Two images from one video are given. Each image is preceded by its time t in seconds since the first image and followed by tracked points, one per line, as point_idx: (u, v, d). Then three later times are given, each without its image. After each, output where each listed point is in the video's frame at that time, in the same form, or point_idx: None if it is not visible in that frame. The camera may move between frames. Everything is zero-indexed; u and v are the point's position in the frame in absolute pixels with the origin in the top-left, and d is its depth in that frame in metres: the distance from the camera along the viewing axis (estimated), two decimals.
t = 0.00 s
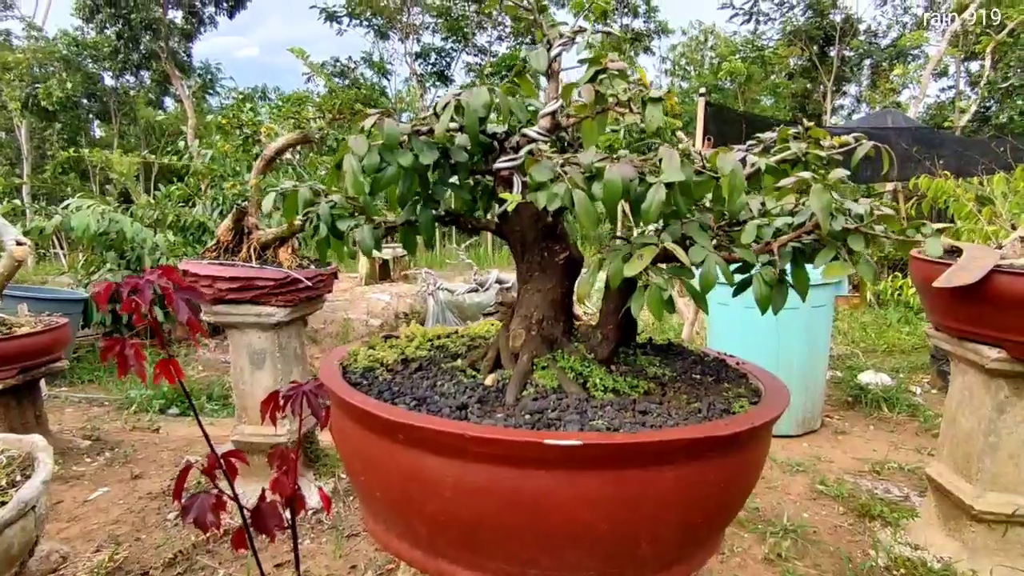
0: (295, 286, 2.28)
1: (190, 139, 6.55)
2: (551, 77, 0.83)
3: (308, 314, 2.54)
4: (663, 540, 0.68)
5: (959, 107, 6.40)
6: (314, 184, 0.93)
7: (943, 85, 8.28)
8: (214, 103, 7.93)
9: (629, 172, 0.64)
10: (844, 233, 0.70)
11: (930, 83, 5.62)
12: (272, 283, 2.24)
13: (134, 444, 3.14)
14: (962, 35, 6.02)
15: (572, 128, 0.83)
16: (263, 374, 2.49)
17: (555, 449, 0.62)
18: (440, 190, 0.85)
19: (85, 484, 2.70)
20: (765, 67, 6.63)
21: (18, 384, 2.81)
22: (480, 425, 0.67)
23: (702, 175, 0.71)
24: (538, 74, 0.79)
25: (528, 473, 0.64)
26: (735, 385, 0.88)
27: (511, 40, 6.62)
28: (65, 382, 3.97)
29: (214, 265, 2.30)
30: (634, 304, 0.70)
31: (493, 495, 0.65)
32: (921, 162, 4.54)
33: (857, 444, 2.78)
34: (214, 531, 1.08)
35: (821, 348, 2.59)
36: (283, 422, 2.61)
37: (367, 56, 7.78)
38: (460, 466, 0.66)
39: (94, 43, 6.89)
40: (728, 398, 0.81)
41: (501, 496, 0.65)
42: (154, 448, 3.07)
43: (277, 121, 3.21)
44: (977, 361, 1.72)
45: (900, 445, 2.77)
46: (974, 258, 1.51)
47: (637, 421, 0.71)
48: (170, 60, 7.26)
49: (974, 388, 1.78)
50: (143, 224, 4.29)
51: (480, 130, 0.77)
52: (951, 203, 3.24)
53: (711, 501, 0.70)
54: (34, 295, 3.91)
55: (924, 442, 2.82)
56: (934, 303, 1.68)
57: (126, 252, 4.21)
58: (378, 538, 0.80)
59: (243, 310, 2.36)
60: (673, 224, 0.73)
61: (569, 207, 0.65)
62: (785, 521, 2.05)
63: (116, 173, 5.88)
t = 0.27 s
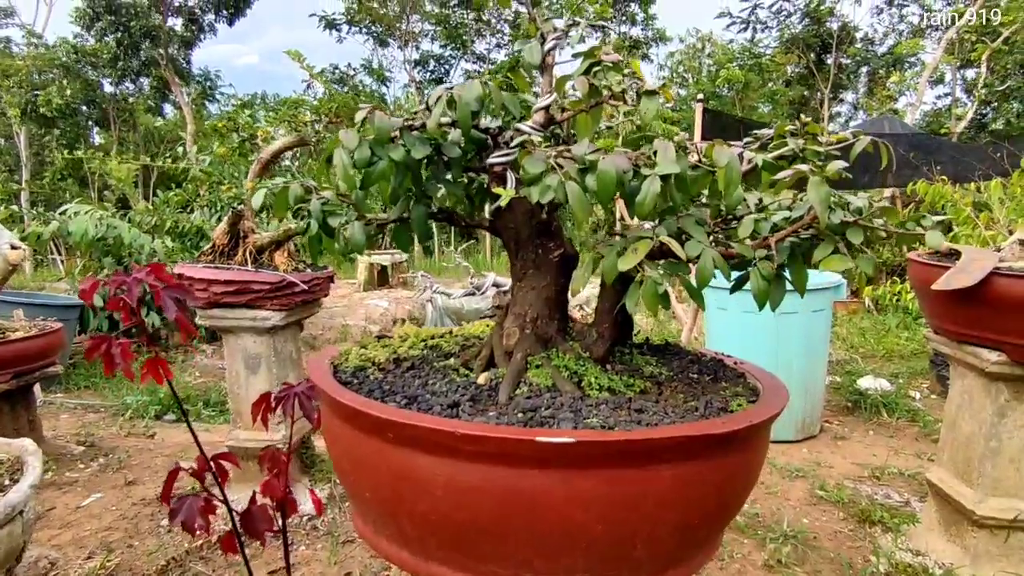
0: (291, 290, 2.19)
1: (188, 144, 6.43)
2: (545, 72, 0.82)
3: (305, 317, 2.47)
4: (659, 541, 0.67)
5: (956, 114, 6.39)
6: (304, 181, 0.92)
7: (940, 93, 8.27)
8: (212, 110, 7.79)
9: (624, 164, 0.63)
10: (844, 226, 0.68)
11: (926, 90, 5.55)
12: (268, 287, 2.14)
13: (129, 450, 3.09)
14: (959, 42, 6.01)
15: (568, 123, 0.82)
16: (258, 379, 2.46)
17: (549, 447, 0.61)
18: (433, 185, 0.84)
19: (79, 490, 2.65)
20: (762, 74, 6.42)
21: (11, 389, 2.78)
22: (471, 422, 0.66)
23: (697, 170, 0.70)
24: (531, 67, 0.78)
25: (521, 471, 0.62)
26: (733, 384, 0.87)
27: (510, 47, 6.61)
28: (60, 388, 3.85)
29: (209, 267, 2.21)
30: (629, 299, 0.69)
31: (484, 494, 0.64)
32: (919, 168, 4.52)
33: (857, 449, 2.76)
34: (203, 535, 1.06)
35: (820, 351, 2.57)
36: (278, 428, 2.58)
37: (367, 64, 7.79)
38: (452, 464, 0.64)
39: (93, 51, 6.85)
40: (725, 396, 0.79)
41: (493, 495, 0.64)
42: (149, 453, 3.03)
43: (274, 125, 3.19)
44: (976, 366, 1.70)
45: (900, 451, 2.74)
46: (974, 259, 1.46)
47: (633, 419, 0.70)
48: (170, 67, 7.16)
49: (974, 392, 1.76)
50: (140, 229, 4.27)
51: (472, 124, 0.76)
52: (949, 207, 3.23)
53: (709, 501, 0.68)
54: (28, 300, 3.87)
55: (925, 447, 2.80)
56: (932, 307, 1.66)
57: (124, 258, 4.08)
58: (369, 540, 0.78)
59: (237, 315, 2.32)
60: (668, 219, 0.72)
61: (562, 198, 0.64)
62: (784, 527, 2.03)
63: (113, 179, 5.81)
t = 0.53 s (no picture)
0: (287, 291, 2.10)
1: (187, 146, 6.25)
2: (538, 60, 0.80)
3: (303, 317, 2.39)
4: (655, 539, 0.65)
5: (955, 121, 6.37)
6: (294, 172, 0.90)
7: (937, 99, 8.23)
8: (213, 115, 7.55)
9: (618, 149, 0.61)
10: (844, 214, 0.67)
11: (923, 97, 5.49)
12: (263, 288, 2.05)
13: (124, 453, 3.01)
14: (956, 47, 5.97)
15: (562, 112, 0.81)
16: (253, 381, 2.40)
17: (540, 439, 0.59)
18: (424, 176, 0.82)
19: (71, 494, 2.59)
20: (758, 81, 5.84)
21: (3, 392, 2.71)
22: (461, 414, 0.64)
23: (694, 158, 0.69)
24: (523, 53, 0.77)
25: (511, 464, 0.60)
26: (731, 380, 0.85)
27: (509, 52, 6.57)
28: (55, 392, 3.72)
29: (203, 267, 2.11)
30: (624, 290, 0.68)
31: (474, 488, 0.62)
32: (917, 172, 4.49)
33: (857, 452, 2.74)
34: (191, 535, 1.04)
35: (819, 353, 2.55)
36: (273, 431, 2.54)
37: (365, 69, 7.77)
38: (440, 457, 0.63)
39: (93, 55, 6.58)
40: (723, 391, 0.78)
41: (482, 489, 0.62)
42: (144, 456, 2.97)
43: (271, 126, 3.16)
44: (976, 367, 1.67)
45: (899, 454, 2.72)
46: (973, 261, 1.44)
47: (628, 412, 0.68)
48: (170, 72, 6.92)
49: (975, 394, 1.74)
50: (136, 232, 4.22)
51: (464, 111, 0.74)
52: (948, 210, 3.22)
53: (706, 497, 0.66)
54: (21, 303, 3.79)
55: (925, 451, 2.78)
56: (932, 307, 1.64)
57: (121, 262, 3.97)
58: (358, 538, 0.76)
59: (233, 316, 2.23)
60: (664, 207, 0.71)
61: (555, 185, 0.63)
62: (785, 530, 2.00)
63: (110, 183, 5.71)
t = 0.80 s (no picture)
0: (282, 292, 2.08)
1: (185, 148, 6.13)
2: (529, 50, 0.78)
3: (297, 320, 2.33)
4: (648, 542, 0.62)
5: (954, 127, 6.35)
6: (282, 165, 0.89)
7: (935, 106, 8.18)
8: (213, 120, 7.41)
9: (610, 137, 0.59)
10: (843, 206, 0.65)
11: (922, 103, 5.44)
12: (258, 289, 2.04)
13: (118, 457, 2.90)
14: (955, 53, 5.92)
15: (554, 103, 0.79)
16: (248, 384, 2.31)
17: (529, 438, 0.56)
18: (413, 169, 0.80)
19: (62, 497, 2.50)
20: (758, 87, 5.40)
21: None
22: (448, 412, 0.62)
23: (689, 150, 0.68)
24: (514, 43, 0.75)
25: (499, 464, 0.58)
26: (729, 379, 0.83)
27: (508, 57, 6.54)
28: (50, 396, 3.64)
29: (199, 266, 2.07)
30: (617, 284, 0.66)
31: (460, 489, 0.60)
32: (916, 176, 4.46)
33: (855, 457, 2.72)
34: (176, 539, 1.02)
35: (817, 356, 2.53)
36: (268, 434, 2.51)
37: (365, 74, 7.74)
38: (426, 456, 0.60)
39: (93, 59, 6.38)
40: (720, 390, 0.76)
41: (469, 490, 0.59)
42: (138, 459, 2.87)
43: (267, 127, 3.13)
44: (976, 370, 1.65)
45: (899, 459, 2.70)
46: (972, 263, 1.43)
47: (621, 411, 0.65)
48: (169, 76, 6.77)
49: (975, 398, 1.71)
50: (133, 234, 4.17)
51: (452, 103, 0.72)
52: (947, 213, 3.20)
53: (702, 499, 0.64)
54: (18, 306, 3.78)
55: (925, 456, 2.75)
56: (932, 310, 1.61)
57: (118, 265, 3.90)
58: (342, 542, 0.74)
59: (228, 317, 2.17)
60: (658, 200, 0.69)
61: (545, 174, 0.61)
62: (783, 535, 1.98)
63: (108, 187, 5.63)
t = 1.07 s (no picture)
0: (278, 297, 2.06)
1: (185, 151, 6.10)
2: (522, 52, 0.77)
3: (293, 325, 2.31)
4: (641, 553, 0.61)
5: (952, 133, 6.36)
6: (272, 169, 0.88)
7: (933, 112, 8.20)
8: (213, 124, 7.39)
9: (602, 140, 0.58)
10: (840, 210, 0.64)
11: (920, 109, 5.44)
12: (254, 294, 2.01)
13: (114, 462, 2.82)
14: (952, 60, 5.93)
15: (546, 106, 0.78)
16: (244, 389, 2.29)
17: (518, 448, 0.55)
18: (404, 172, 0.79)
19: (57, 503, 2.45)
20: (757, 93, 5.40)
21: None
22: (436, 420, 0.60)
23: (683, 153, 0.67)
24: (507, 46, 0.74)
25: (487, 474, 0.57)
26: (725, 386, 0.81)
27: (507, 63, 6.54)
28: (48, 400, 3.63)
29: (194, 270, 2.05)
30: (610, 290, 0.65)
31: (447, 499, 0.58)
32: (914, 181, 4.46)
33: (855, 462, 2.70)
34: (165, 548, 1.00)
35: (817, 362, 2.51)
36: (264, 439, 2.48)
37: (364, 79, 7.75)
38: (413, 466, 0.59)
39: (93, 63, 6.39)
40: (715, 397, 0.74)
41: (457, 500, 0.58)
42: (136, 464, 2.78)
43: (265, 131, 3.12)
44: (976, 376, 1.63)
45: (899, 465, 2.68)
46: (971, 268, 1.42)
47: (614, 419, 0.64)
48: (169, 81, 6.76)
49: (976, 405, 1.69)
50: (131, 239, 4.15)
51: (442, 106, 0.70)
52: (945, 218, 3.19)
53: (697, 509, 0.62)
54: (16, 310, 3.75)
55: (925, 462, 2.74)
56: (931, 315, 1.60)
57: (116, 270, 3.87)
58: (329, 550, 0.73)
59: (223, 322, 2.16)
60: (652, 204, 0.68)
61: (536, 177, 0.59)
62: (783, 542, 1.96)
63: (107, 191, 5.61)
